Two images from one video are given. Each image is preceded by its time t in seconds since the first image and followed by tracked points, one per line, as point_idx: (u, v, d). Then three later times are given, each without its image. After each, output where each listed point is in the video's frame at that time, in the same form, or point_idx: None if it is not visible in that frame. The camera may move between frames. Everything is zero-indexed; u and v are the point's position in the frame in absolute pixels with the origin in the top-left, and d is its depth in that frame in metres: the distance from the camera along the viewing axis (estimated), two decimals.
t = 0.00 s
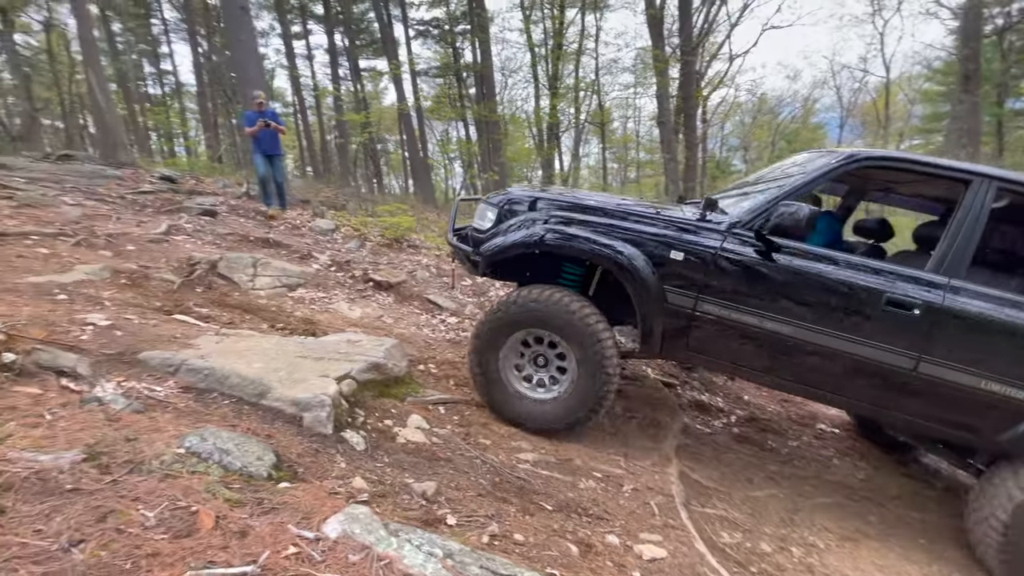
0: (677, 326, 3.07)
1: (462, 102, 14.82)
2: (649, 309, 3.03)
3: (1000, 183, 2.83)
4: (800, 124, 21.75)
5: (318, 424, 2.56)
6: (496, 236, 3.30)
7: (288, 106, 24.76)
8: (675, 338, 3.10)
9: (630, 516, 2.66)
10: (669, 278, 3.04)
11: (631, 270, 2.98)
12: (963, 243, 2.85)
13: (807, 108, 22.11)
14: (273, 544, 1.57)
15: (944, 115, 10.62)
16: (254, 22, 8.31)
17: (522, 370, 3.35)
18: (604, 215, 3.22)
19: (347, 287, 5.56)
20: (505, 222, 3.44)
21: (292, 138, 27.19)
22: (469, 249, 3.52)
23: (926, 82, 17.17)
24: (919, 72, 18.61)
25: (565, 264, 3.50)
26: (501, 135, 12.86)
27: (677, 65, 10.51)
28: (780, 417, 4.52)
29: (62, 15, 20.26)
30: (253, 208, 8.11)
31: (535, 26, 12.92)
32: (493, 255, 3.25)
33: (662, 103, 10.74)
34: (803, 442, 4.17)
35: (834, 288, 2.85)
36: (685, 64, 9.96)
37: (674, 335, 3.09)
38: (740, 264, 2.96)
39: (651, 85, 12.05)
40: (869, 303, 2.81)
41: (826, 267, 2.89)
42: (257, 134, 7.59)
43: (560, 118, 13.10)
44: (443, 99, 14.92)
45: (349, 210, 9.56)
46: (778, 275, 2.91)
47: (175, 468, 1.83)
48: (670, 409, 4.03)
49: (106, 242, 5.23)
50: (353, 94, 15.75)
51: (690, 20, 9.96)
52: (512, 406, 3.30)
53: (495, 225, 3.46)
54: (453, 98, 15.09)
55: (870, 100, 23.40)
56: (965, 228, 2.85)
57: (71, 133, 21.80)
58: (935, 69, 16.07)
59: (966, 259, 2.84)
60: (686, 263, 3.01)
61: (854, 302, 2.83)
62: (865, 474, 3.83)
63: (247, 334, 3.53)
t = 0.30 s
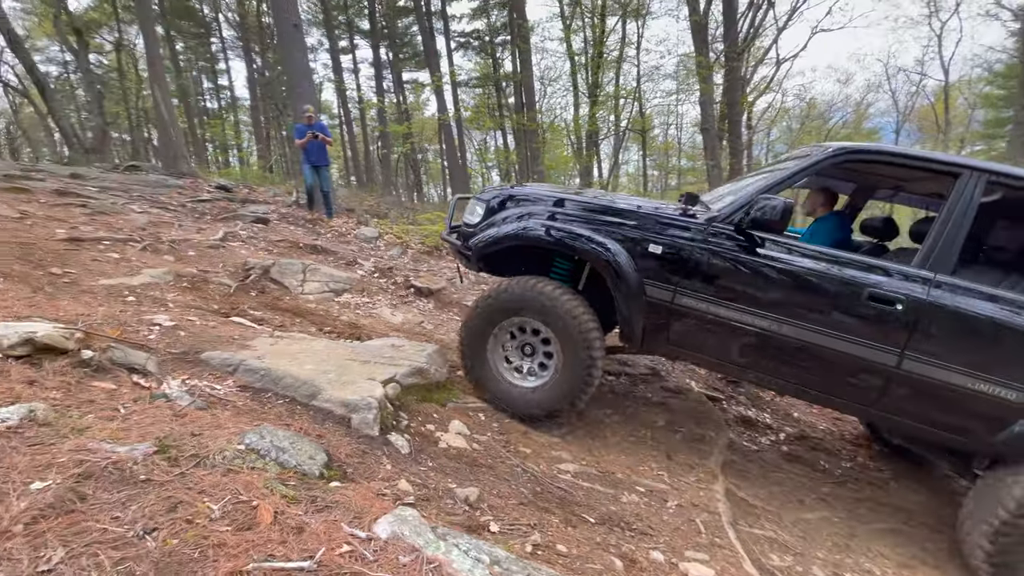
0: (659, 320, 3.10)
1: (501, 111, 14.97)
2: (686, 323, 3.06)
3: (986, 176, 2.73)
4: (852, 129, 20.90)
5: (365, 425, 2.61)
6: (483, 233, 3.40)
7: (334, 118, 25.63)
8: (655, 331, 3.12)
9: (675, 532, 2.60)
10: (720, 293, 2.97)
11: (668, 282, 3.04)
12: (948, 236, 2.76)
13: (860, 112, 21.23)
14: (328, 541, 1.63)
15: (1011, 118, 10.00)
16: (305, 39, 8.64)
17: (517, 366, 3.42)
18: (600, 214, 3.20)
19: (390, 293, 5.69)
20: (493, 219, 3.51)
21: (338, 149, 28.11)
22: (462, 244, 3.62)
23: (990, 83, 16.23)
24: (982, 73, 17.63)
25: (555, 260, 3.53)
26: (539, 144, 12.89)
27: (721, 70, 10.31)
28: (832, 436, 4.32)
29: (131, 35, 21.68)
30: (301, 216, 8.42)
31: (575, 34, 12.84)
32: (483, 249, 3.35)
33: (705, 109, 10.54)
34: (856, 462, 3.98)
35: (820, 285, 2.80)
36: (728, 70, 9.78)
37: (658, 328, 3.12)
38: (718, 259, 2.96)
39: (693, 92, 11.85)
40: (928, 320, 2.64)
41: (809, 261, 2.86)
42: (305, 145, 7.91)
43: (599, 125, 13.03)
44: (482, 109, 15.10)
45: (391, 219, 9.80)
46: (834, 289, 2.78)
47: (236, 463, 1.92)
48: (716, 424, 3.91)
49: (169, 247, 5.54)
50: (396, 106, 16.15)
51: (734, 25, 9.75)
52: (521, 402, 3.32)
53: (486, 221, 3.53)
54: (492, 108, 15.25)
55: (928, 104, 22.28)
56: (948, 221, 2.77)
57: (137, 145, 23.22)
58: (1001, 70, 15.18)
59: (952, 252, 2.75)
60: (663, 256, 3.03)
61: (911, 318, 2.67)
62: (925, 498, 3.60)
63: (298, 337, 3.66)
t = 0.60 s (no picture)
0: (627, 298, 3.17)
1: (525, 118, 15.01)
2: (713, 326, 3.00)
3: (948, 161, 2.73)
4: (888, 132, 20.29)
5: (390, 430, 2.63)
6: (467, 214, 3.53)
7: (362, 125, 26.09)
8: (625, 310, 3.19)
9: (702, 549, 2.55)
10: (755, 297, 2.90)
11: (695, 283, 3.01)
12: (907, 221, 2.78)
13: (896, 115, 20.64)
14: (354, 547, 1.64)
15: None
16: (335, 49, 8.82)
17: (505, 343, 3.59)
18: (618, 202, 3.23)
19: (414, 298, 5.74)
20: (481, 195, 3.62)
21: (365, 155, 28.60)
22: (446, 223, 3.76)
23: None
24: None
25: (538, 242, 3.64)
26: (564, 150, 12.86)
27: (750, 74, 10.17)
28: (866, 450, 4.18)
29: (171, 49, 22.56)
30: (329, 222, 8.58)
31: (600, 40, 12.76)
32: (466, 229, 3.49)
33: (734, 113, 10.37)
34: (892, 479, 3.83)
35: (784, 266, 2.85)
36: (757, 74, 9.65)
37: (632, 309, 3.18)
38: (687, 239, 3.04)
39: (721, 97, 11.68)
40: (973, 332, 2.55)
41: (776, 241, 2.92)
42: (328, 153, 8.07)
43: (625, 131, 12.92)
44: (507, 116, 15.16)
45: (416, 224, 9.90)
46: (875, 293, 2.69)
47: (266, 466, 1.96)
48: (746, 436, 3.82)
49: (204, 252, 5.72)
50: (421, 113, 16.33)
51: (764, 28, 9.62)
52: (519, 364, 3.44)
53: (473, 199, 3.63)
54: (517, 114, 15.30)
55: (969, 105, 21.49)
56: (908, 207, 2.79)
57: (175, 153, 24.08)
58: None
59: (911, 236, 2.77)
60: (631, 236, 3.13)
61: (955, 328, 2.58)
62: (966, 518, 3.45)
63: (325, 341, 3.72)
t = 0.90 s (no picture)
0: (605, 267, 3.34)
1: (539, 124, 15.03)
2: (737, 316, 3.05)
3: (905, 143, 2.91)
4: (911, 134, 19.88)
5: (405, 435, 2.64)
6: (465, 186, 3.74)
7: (378, 131, 26.35)
8: (600, 279, 3.36)
9: (719, 559, 2.52)
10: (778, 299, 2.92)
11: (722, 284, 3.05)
12: (864, 201, 2.94)
13: (918, 117, 20.31)
14: (369, 551, 1.66)
15: None
16: (352, 57, 8.94)
17: (496, 315, 3.71)
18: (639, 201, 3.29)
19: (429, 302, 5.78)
20: (478, 169, 3.81)
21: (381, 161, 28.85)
22: (443, 193, 3.93)
23: None
24: None
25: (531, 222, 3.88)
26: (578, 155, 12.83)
27: (767, 77, 10.10)
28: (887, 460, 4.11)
29: (194, 58, 23.06)
30: (345, 226, 8.68)
31: (615, 44, 12.64)
32: (463, 200, 3.70)
33: (751, 117, 10.27)
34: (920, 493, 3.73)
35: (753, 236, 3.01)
36: (774, 77, 9.60)
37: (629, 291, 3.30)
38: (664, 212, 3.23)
39: (738, 101, 11.57)
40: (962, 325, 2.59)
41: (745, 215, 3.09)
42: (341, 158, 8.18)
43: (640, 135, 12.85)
44: (521, 121, 15.20)
45: (431, 229, 9.95)
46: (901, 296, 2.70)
47: (283, 470, 1.99)
48: (763, 445, 3.77)
49: (224, 257, 5.82)
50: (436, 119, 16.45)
51: (782, 31, 9.55)
52: (507, 321, 3.50)
53: (471, 172, 3.80)
54: (531, 120, 15.34)
55: (997, 105, 20.95)
56: (869, 185, 2.96)
57: (196, 159, 24.58)
58: None
59: (867, 216, 2.93)
60: (612, 207, 3.34)
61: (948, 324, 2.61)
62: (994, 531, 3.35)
63: (342, 345, 3.76)
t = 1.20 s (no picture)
0: (564, 269, 3.48)
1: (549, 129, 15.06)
2: (748, 333, 3.01)
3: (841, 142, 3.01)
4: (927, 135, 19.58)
5: (416, 440, 2.65)
6: (433, 196, 3.94)
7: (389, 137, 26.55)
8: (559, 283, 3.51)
9: (731, 567, 2.49)
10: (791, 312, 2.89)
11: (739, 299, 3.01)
12: (806, 197, 3.03)
13: (934, 118, 20.05)
14: (381, 556, 1.67)
15: None
16: (363, 64, 9.03)
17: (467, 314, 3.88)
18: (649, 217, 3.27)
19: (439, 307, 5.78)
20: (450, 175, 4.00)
21: (392, 166, 29.05)
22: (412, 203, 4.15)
23: None
24: None
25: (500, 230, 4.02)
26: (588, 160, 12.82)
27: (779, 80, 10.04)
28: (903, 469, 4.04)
29: (209, 68, 23.45)
30: (356, 232, 8.73)
31: (624, 49, 12.58)
32: (431, 209, 3.90)
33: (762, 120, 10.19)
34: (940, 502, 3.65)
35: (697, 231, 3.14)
36: (786, 81, 9.55)
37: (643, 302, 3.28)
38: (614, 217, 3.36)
39: (749, 104, 11.49)
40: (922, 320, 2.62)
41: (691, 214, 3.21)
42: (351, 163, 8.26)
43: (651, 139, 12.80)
44: (530, 127, 15.23)
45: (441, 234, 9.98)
46: (917, 307, 2.63)
47: (296, 474, 2.00)
48: (777, 452, 3.72)
49: (238, 263, 5.89)
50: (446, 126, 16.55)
51: (793, 33, 9.50)
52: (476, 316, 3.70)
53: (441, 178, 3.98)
54: (540, 125, 15.37)
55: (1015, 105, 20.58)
56: (809, 180, 3.05)
57: (211, 167, 24.95)
58: None
59: (809, 211, 3.01)
60: (567, 212, 3.48)
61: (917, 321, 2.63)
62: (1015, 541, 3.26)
63: (353, 349, 3.78)
